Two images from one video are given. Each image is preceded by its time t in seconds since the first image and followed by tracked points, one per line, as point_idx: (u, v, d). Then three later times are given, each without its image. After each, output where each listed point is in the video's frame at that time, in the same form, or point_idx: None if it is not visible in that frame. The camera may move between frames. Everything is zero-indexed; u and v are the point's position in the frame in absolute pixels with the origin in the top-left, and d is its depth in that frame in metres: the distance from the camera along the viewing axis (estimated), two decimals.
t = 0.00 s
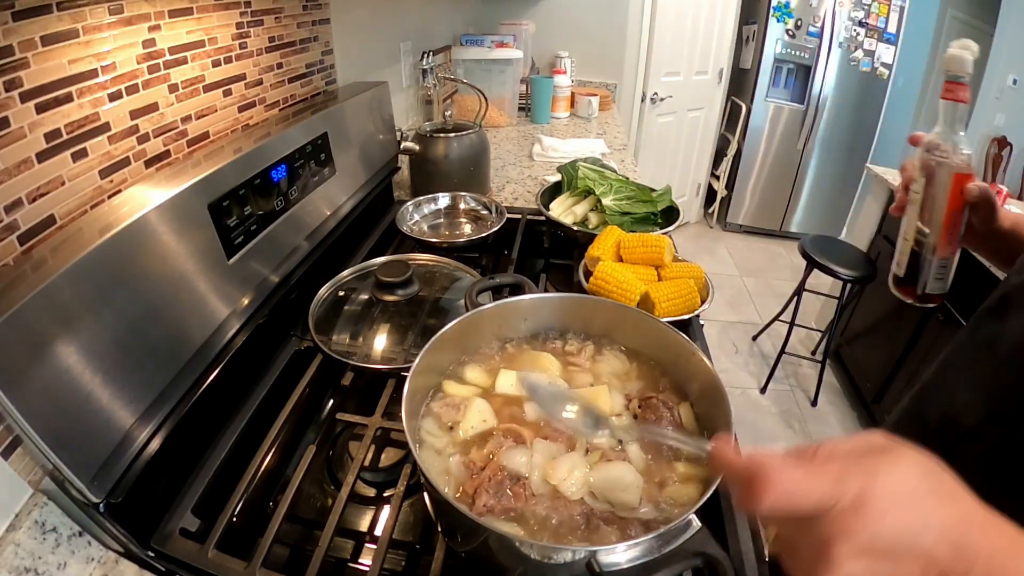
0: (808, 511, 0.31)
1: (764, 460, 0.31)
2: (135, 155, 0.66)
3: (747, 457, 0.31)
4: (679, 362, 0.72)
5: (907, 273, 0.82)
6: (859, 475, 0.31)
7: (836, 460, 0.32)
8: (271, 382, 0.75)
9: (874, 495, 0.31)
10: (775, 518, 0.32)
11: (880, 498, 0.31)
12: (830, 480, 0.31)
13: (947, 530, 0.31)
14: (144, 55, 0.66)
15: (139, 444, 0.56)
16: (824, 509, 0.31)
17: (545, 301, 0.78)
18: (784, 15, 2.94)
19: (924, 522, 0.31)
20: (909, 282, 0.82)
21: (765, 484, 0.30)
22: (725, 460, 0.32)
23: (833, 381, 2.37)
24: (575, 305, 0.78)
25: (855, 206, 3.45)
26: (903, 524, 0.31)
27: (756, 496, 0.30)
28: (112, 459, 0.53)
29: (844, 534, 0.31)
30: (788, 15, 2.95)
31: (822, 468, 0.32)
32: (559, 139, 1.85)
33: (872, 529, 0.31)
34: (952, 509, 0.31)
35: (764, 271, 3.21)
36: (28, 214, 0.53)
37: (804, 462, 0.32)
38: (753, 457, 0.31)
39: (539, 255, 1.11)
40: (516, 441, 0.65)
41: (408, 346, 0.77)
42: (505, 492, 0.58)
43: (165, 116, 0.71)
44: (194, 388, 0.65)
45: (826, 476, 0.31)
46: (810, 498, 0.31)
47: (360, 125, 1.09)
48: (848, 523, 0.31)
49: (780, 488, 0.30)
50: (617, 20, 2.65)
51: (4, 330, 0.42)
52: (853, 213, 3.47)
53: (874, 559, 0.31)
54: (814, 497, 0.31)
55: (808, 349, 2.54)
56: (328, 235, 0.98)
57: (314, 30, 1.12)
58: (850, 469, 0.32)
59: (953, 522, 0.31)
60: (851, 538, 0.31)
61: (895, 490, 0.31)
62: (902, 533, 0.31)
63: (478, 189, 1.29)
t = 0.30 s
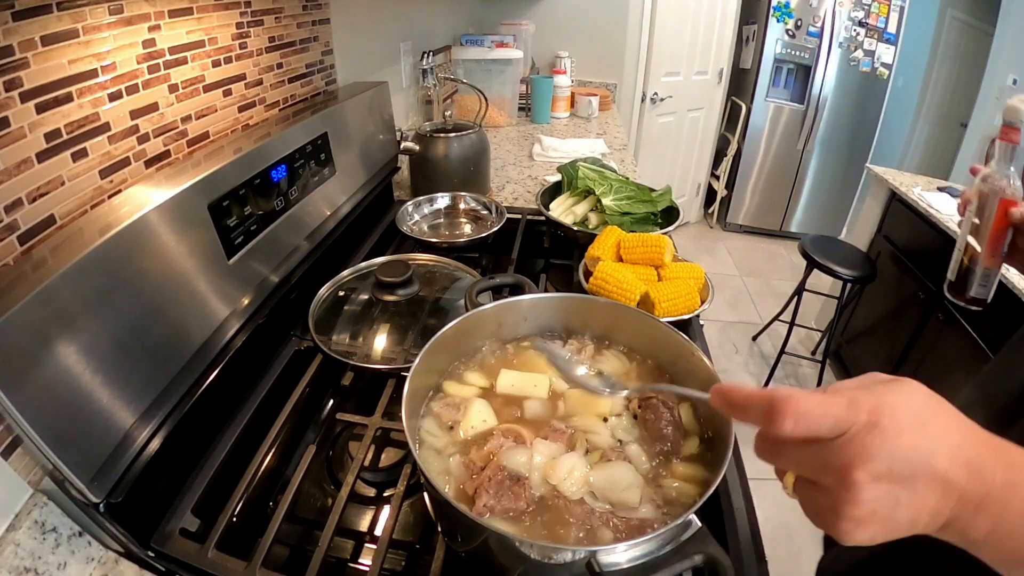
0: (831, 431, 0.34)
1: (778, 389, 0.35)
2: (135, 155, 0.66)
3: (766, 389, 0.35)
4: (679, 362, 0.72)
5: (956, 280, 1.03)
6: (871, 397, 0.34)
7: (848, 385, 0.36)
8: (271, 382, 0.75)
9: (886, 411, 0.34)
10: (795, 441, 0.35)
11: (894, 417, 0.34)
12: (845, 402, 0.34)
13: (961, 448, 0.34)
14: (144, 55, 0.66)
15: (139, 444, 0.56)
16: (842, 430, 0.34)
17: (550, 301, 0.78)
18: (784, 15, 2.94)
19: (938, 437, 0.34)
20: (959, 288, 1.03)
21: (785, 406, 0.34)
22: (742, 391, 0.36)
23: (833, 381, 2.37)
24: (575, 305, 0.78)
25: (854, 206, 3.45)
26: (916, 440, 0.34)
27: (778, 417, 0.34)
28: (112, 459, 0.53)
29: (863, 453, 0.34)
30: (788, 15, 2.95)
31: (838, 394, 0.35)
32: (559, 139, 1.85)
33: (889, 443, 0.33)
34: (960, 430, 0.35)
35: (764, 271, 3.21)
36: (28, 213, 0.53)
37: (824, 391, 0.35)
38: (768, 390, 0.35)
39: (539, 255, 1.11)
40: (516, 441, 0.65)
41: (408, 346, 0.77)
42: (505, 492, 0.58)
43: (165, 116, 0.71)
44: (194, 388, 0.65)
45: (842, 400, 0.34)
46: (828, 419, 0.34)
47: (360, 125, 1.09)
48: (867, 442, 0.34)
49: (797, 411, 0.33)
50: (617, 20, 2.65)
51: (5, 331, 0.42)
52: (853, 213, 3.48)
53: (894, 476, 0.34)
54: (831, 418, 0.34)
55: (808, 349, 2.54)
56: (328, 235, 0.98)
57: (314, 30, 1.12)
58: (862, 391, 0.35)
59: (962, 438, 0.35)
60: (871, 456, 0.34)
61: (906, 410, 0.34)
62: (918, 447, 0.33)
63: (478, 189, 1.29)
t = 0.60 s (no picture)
0: (818, 369, 0.40)
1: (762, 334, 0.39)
2: (135, 155, 0.66)
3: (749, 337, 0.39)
4: (679, 362, 0.72)
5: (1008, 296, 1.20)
6: (854, 329, 0.41)
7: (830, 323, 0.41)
8: (271, 382, 0.75)
9: (870, 339, 0.40)
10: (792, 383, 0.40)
11: (877, 344, 0.40)
12: (825, 339, 0.39)
13: (949, 367, 0.41)
14: (144, 55, 0.66)
15: (139, 444, 0.56)
16: (830, 364, 0.40)
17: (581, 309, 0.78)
18: (784, 15, 2.94)
19: (929, 359, 0.40)
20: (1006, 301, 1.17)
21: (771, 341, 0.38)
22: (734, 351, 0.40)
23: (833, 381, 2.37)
24: (575, 305, 0.78)
25: (854, 206, 3.45)
26: (906, 364, 0.40)
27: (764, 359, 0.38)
28: (112, 459, 0.53)
29: (856, 381, 0.40)
30: (788, 15, 2.95)
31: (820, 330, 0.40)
32: (558, 139, 1.85)
33: (881, 371, 0.39)
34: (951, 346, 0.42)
35: (764, 271, 3.21)
36: (29, 213, 0.53)
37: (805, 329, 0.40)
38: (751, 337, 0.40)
39: (539, 255, 1.11)
40: (516, 441, 0.65)
41: (408, 346, 0.77)
42: (505, 492, 0.58)
43: (165, 116, 0.71)
44: (194, 388, 0.65)
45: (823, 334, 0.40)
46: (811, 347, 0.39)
47: (360, 125, 1.09)
48: (862, 370, 0.39)
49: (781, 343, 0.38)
50: (617, 20, 2.65)
51: (4, 331, 0.42)
52: (853, 213, 3.47)
53: (892, 402, 0.40)
54: (818, 352, 0.39)
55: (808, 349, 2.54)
56: (328, 235, 0.98)
57: (314, 30, 1.12)
58: (845, 327, 0.41)
59: (949, 358, 0.41)
60: (864, 383, 0.40)
61: (889, 336, 0.40)
62: (911, 370, 0.40)
63: (478, 189, 1.29)
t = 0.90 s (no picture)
0: (840, 398, 0.38)
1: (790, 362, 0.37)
2: (135, 155, 0.66)
3: (773, 365, 0.37)
4: (679, 363, 0.71)
5: None
6: (877, 358, 0.39)
7: (857, 351, 0.39)
8: (271, 382, 0.75)
9: (893, 372, 0.38)
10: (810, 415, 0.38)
11: (897, 377, 0.38)
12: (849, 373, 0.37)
13: (964, 381, 0.40)
14: (144, 55, 0.66)
15: (139, 444, 0.56)
16: (851, 395, 0.38)
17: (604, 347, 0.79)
18: (784, 15, 2.95)
19: (945, 379, 0.39)
20: None
21: (800, 377, 0.36)
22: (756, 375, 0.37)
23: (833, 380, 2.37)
24: (576, 305, 0.78)
25: (854, 206, 3.46)
26: (922, 389, 0.39)
27: (788, 394, 0.36)
28: (112, 459, 0.53)
29: (871, 413, 0.39)
30: (788, 15, 2.95)
31: (849, 361, 0.38)
32: (559, 139, 1.85)
33: (899, 403, 0.38)
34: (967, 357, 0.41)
35: (764, 271, 3.21)
36: (29, 213, 0.53)
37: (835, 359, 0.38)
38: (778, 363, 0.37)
39: (539, 255, 1.11)
40: (516, 441, 0.65)
41: (408, 346, 0.77)
42: (505, 492, 0.58)
43: (165, 116, 0.71)
44: (194, 388, 0.65)
45: (849, 367, 0.38)
46: (839, 384, 0.37)
47: (361, 125, 1.09)
48: (881, 403, 0.38)
49: (808, 381, 0.36)
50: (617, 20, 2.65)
51: (4, 332, 0.42)
52: (853, 213, 3.48)
53: (906, 426, 0.40)
54: (840, 386, 0.37)
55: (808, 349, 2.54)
56: (328, 235, 0.98)
57: (314, 30, 1.12)
58: (868, 356, 0.39)
59: (966, 374, 0.40)
60: (879, 413, 0.39)
61: (908, 366, 0.38)
62: (925, 398, 0.39)
63: (478, 189, 1.29)
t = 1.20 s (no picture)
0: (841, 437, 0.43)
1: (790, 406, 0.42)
2: (135, 155, 0.66)
3: (772, 407, 0.42)
4: (679, 362, 0.72)
5: None
6: (878, 397, 0.42)
7: (859, 388, 0.43)
8: (271, 382, 0.75)
9: (891, 412, 0.42)
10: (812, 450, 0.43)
11: (897, 415, 0.42)
12: (847, 415, 0.42)
13: (962, 404, 0.44)
14: (144, 55, 0.66)
15: (139, 444, 0.56)
16: (851, 433, 0.43)
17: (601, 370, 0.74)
18: (784, 15, 2.95)
19: (945, 407, 0.43)
20: None
21: (796, 420, 0.41)
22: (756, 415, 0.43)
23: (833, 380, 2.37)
24: (575, 305, 0.78)
25: (854, 206, 3.46)
26: (922, 421, 0.43)
27: (786, 437, 0.41)
28: (113, 459, 0.53)
29: (872, 448, 0.43)
30: (788, 15, 2.95)
31: (849, 400, 0.42)
32: (559, 139, 1.85)
33: (898, 437, 0.43)
34: (963, 379, 0.45)
35: (764, 271, 3.21)
36: (29, 213, 0.53)
37: (835, 399, 0.42)
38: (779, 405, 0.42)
39: (539, 255, 1.11)
40: (516, 441, 0.65)
41: (408, 346, 0.77)
42: (505, 493, 0.58)
43: (165, 116, 0.71)
44: (194, 388, 0.65)
45: (849, 407, 0.42)
46: (838, 425, 0.41)
47: (360, 125, 1.09)
48: (882, 439, 0.43)
49: (805, 424, 0.41)
50: (617, 20, 2.65)
51: (4, 330, 0.42)
52: (853, 214, 3.48)
53: (903, 455, 0.44)
54: (839, 427, 0.42)
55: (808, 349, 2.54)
56: (328, 235, 0.98)
57: (314, 30, 1.12)
58: (869, 394, 0.43)
59: (963, 397, 0.44)
60: (881, 446, 0.43)
61: (907, 404, 0.42)
62: (925, 427, 0.43)
63: (478, 189, 1.29)
